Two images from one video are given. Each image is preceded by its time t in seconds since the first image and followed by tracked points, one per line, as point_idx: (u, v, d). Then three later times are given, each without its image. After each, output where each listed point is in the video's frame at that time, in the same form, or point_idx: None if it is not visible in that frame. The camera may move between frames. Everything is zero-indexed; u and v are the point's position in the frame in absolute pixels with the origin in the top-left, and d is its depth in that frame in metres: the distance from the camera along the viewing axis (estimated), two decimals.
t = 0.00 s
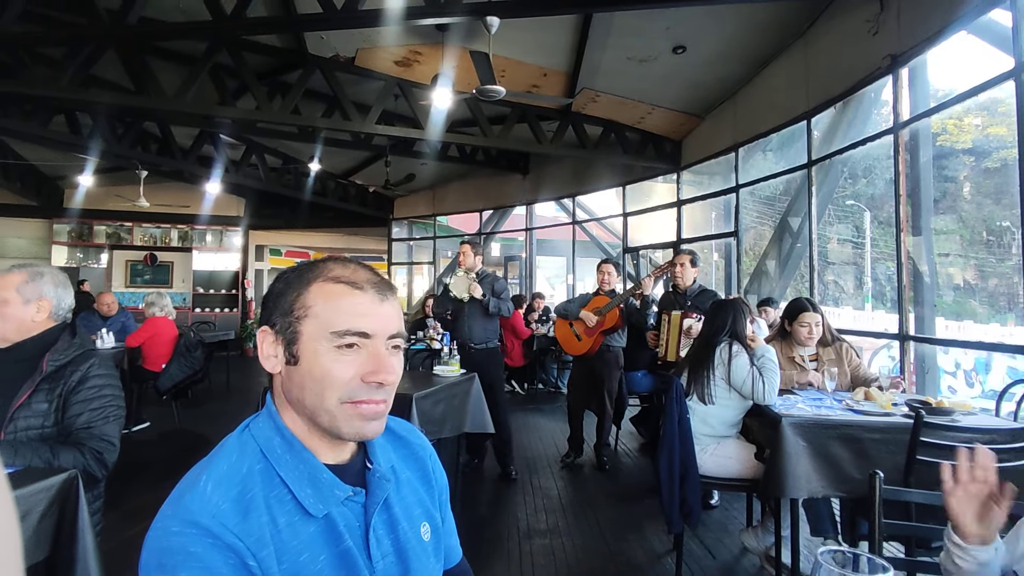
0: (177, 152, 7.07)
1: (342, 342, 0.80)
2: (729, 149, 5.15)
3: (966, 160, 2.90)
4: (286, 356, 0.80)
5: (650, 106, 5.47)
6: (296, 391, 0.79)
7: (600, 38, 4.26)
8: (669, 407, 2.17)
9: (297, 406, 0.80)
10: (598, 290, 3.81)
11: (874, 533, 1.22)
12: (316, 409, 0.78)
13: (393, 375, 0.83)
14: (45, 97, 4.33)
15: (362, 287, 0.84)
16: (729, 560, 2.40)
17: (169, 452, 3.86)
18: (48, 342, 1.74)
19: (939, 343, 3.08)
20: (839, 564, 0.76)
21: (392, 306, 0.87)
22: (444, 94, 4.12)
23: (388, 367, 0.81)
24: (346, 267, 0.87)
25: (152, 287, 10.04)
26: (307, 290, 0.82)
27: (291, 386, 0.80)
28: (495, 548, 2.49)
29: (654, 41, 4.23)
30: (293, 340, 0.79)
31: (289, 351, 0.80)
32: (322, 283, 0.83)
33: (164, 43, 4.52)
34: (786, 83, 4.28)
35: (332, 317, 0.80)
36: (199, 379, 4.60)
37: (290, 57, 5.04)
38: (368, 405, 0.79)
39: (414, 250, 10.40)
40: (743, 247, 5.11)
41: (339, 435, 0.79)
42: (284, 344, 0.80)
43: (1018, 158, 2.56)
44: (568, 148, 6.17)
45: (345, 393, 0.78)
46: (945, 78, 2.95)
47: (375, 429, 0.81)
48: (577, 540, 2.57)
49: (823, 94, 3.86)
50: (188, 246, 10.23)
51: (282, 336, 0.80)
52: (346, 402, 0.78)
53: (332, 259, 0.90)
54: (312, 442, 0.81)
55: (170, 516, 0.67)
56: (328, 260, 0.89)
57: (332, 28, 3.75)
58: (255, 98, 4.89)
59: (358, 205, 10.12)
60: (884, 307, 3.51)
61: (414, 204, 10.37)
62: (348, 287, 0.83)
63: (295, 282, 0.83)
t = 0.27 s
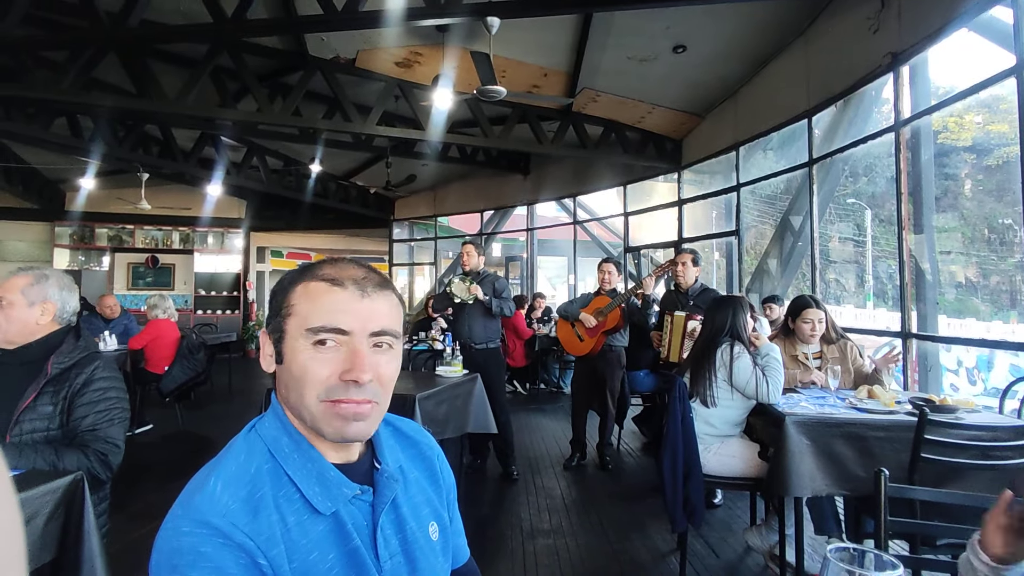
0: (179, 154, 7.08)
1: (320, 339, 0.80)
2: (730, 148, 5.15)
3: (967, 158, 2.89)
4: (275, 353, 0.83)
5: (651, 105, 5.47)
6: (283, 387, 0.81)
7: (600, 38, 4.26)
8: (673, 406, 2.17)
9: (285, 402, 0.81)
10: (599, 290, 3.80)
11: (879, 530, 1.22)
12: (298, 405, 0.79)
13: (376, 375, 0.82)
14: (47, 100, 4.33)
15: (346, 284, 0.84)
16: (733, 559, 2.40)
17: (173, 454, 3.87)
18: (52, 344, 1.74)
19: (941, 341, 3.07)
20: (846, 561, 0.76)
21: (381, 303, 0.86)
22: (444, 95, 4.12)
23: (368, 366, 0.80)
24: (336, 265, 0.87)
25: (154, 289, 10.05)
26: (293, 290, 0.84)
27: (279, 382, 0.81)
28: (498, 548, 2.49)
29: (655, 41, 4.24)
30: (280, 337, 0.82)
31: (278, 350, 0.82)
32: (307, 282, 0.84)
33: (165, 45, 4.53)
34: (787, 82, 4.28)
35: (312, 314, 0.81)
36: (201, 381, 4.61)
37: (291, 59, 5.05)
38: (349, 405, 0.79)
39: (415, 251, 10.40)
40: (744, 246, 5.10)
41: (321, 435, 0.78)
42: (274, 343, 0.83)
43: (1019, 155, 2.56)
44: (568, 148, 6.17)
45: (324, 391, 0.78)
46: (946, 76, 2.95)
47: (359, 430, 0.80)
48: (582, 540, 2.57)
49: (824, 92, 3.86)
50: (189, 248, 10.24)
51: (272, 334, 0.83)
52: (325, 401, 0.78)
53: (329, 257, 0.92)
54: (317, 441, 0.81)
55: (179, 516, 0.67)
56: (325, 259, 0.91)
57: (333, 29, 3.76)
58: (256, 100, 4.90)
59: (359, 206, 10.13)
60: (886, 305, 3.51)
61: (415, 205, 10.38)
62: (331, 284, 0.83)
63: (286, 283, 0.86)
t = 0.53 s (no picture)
0: (179, 157, 7.09)
1: (286, 341, 0.80)
2: (730, 148, 5.15)
3: (967, 157, 2.89)
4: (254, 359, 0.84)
5: (650, 106, 5.47)
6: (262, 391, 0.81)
7: (599, 39, 4.27)
8: (674, 408, 2.17)
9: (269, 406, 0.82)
10: (599, 290, 3.80)
11: (881, 531, 1.22)
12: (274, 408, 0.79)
13: (346, 371, 0.81)
14: (47, 103, 4.34)
15: (309, 283, 0.83)
16: (735, 559, 2.40)
17: (174, 456, 3.87)
18: (53, 347, 1.74)
19: (943, 340, 3.07)
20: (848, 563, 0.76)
21: (349, 298, 0.85)
22: (444, 96, 4.12)
23: (332, 362, 0.79)
24: (306, 266, 0.87)
25: (155, 291, 10.06)
26: (264, 296, 0.85)
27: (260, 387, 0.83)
28: (501, 549, 2.49)
29: (654, 41, 4.23)
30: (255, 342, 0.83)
31: (257, 358, 0.83)
32: (275, 288, 0.84)
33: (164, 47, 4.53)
34: (787, 81, 4.28)
35: (276, 316, 0.81)
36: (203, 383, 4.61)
37: (291, 61, 5.05)
38: (319, 404, 0.78)
39: (415, 252, 10.40)
40: (745, 245, 5.10)
41: (298, 435, 0.78)
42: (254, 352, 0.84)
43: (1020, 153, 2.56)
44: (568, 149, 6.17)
45: (292, 392, 0.78)
46: (946, 74, 2.94)
47: (336, 429, 0.78)
48: (583, 541, 2.57)
49: (824, 91, 3.85)
50: (190, 250, 10.26)
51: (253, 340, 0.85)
52: (297, 402, 0.78)
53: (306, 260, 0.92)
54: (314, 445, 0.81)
55: (176, 522, 0.66)
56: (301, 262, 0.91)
57: (333, 31, 3.76)
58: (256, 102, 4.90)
59: (360, 207, 10.13)
60: (888, 304, 3.50)
61: (416, 206, 10.39)
62: (296, 285, 0.83)
63: (262, 289, 0.87)
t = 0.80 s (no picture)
0: (177, 158, 7.09)
1: (259, 345, 0.79)
2: (728, 147, 5.15)
3: (966, 155, 2.89)
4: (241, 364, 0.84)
5: (649, 106, 5.48)
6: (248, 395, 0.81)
7: (597, 39, 4.27)
8: (672, 408, 2.17)
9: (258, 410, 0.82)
10: (597, 291, 3.80)
11: (878, 531, 1.22)
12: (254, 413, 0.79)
13: (318, 376, 0.78)
14: (46, 105, 4.34)
15: (282, 287, 0.82)
16: (734, 559, 2.40)
17: (174, 458, 3.87)
18: (51, 349, 1.74)
19: (942, 339, 3.07)
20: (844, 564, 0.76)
21: (321, 301, 0.82)
22: (443, 97, 4.12)
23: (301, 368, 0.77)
24: (284, 268, 0.86)
25: (154, 293, 10.06)
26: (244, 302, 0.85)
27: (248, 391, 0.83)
28: (500, 550, 2.49)
29: (652, 41, 4.24)
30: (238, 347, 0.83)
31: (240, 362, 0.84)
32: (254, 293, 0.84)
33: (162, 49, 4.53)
34: (784, 81, 4.28)
35: (250, 321, 0.80)
36: (201, 385, 4.61)
37: (289, 62, 5.05)
38: (291, 409, 0.76)
39: (414, 253, 10.40)
40: (744, 245, 5.11)
41: (273, 438, 0.77)
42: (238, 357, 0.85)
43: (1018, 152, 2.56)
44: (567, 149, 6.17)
45: (265, 397, 0.77)
46: (944, 73, 2.94)
47: (312, 435, 0.76)
48: (583, 541, 2.57)
49: (822, 91, 3.85)
50: (189, 251, 10.25)
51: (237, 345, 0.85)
52: (271, 407, 0.76)
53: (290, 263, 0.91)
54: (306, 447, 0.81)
55: (167, 525, 0.66)
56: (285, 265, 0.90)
57: (331, 32, 3.76)
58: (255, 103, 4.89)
59: (359, 208, 10.13)
60: (886, 303, 3.51)
61: (415, 207, 10.38)
62: (269, 289, 0.82)
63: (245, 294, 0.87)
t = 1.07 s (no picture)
0: (175, 159, 7.08)
1: (247, 351, 0.79)
2: (726, 147, 5.15)
3: (963, 154, 2.90)
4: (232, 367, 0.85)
5: (646, 105, 5.48)
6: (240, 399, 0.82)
7: (595, 39, 4.27)
8: (670, 407, 2.17)
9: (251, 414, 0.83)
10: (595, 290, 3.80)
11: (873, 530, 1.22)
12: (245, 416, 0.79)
13: (304, 381, 0.78)
14: (42, 106, 4.33)
15: (269, 292, 0.82)
16: (732, 558, 2.41)
17: (172, 459, 3.87)
18: (47, 351, 1.74)
19: (939, 338, 3.08)
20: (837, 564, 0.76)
21: (309, 306, 0.82)
22: (440, 97, 4.12)
23: (287, 373, 0.77)
24: (273, 271, 0.86)
25: (152, 293, 10.04)
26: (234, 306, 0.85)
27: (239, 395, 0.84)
28: (499, 550, 2.49)
29: (649, 40, 4.23)
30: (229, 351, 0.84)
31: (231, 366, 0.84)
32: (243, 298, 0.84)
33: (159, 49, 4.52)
34: (781, 80, 4.29)
35: (239, 326, 0.80)
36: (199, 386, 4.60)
37: (287, 62, 5.04)
38: (277, 416, 0.76)
39: (413, 253, 10.40)
40: (741, 244, 5.11)
41: (262, 445, 0.77)
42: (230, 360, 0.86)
43: (1014, 150, 2.56)
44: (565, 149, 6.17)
45: (253, 402, 0.77)
46: (941, 72, 2.94)
47: (301, 441, 0.76)
48: (581, 541, 2.57)
49: (819, 90, 3.86)
50: (187, 252, 10.24)
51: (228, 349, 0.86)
52: (258, 413, 0.76)
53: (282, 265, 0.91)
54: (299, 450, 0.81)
55: (162, 527, 0.66)
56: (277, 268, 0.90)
57: (328, 32, 3.76)
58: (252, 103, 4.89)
59: (357, 208, 10.13)
60: (884, 302, 3.51)
61: (413, 207, 10.38)
62: (256, 294, 0.82)
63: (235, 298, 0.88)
